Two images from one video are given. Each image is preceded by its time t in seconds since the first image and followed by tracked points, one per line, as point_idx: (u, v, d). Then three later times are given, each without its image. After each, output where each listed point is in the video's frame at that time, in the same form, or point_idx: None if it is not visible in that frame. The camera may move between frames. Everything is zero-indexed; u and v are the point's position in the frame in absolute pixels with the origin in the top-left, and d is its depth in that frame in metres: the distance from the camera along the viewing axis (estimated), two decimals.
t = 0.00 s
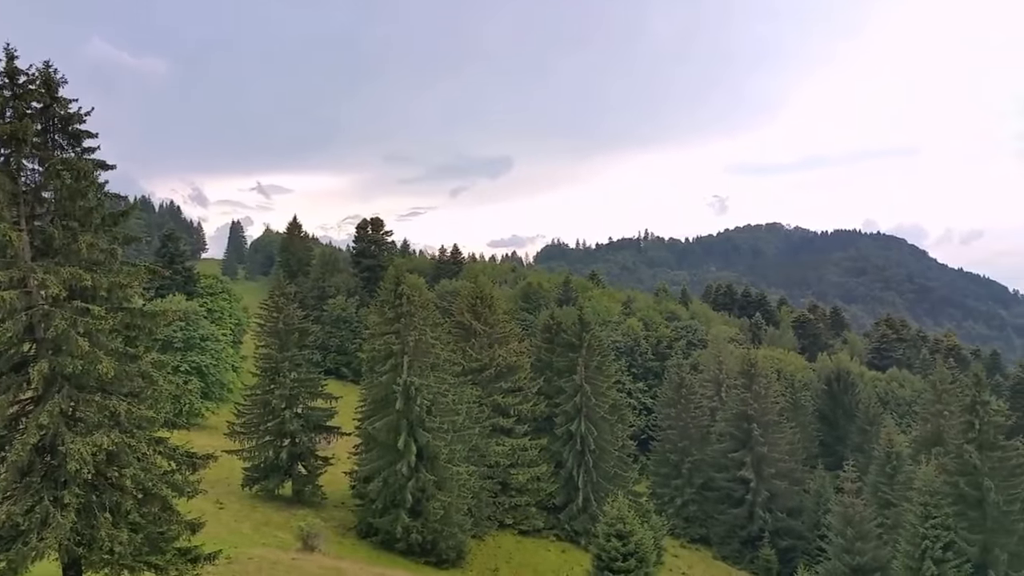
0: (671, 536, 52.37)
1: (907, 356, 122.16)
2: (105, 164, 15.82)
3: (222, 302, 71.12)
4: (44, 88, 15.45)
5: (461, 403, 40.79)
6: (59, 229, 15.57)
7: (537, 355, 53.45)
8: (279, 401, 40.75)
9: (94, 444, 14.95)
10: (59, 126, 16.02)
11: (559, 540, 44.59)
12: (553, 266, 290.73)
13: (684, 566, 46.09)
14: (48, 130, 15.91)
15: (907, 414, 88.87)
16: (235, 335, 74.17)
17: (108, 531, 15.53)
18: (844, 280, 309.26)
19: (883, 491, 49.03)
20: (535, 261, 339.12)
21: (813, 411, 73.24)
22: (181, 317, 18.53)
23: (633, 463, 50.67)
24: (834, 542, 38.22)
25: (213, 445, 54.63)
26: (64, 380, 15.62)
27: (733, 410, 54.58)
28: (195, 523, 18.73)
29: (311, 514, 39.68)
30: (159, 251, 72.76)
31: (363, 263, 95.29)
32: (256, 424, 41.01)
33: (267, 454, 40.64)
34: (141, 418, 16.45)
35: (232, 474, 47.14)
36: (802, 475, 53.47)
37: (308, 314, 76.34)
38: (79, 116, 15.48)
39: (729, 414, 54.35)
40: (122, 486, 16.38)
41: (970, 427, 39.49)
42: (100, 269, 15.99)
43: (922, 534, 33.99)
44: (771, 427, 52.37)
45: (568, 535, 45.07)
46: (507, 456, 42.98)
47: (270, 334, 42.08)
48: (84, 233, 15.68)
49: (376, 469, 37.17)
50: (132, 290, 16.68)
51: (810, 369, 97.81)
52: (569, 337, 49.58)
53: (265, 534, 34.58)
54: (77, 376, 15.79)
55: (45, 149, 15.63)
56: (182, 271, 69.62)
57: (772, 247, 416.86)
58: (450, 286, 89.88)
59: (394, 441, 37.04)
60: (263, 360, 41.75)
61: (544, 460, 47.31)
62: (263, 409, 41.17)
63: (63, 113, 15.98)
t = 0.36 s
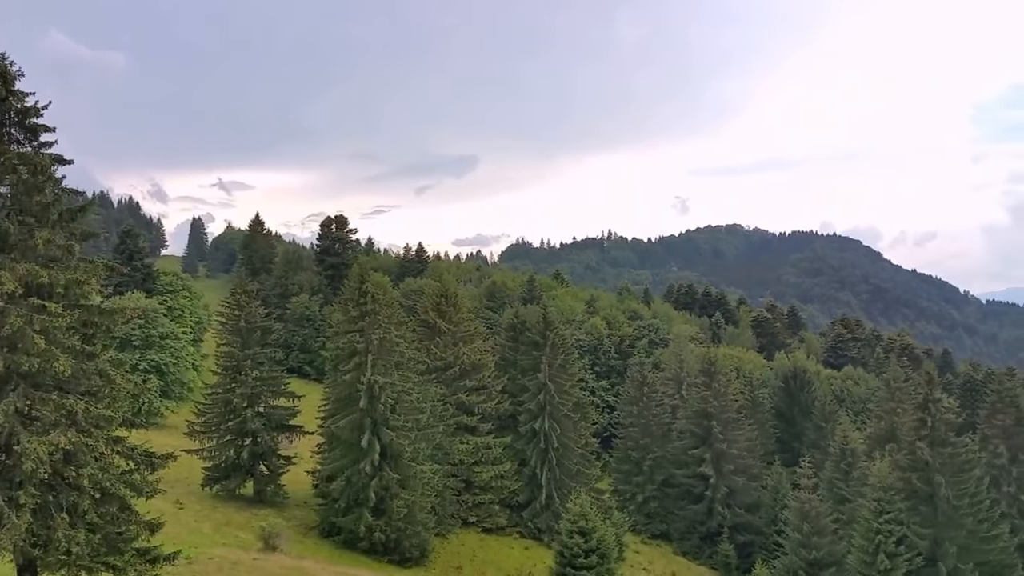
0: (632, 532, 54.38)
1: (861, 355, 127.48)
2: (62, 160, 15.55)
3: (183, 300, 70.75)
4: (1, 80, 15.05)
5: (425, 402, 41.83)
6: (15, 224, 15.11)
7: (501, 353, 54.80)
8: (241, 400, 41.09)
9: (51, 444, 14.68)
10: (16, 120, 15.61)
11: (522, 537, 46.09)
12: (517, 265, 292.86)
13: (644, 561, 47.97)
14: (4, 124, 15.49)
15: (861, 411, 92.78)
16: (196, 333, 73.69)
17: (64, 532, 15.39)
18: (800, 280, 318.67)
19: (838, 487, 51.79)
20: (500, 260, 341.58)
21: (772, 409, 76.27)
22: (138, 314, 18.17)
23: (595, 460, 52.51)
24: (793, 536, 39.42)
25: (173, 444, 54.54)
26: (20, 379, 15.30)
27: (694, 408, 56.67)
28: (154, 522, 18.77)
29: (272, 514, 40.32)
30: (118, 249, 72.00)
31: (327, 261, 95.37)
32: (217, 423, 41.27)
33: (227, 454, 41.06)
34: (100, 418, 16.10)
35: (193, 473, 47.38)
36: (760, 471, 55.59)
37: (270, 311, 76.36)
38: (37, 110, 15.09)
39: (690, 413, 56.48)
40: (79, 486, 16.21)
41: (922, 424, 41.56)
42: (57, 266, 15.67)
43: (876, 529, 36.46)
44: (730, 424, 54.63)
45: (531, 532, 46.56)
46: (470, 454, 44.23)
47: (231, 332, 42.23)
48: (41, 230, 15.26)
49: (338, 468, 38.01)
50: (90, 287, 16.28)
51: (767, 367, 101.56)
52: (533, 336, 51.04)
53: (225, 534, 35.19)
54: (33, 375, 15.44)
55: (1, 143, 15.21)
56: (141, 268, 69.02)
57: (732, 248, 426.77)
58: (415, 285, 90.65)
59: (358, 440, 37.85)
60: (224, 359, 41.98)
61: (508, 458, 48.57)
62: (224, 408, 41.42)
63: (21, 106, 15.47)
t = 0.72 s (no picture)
0: (594, 528, 56.32)
1: (819, 354, 132.35)
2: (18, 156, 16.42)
3: (142, 297, 70.32)
4: None
5: (389, 400, 43.08)
6: None
7: (466, 351, 56.28)
8: (201, 399, 41.55)
9: (8, 443, 14.42)
10: None
11: (485, 535, 47.82)
12: (483, 264, 294.37)
13: (606, 557, 50.01)
14: None
15: (818, 409, 96.78)
16: (156, 331, 73.23)
17: (21, 533, 14.99)
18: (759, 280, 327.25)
19: (796, 483, 54.79)
20: (464, 259, 342.93)
21: (732, 406, 79.32)
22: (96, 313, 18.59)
23: (558, 458, 54.36)
24: (751, 532, 41.54)
25: (131, 443, 54.49)
26: None
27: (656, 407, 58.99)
28: (113, 524, 18.70)
29: (233, 513, 41.10)
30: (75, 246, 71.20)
31: (290, 259, 95.44)
32: (177, 422, 41.63)
33: (188, 453, 41.59)
34: (57, 418, 15.96)
35: (152, 473, 47.71)
36: (720, 468, 58.79)
37: (232, 309, 76.31)
38: None
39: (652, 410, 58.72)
40: (36, 486, 15.92)
41: (878, 422, 41.68)
42: (14, 263, 16.48)
43: (833, 524, 38.43)
44: (691, 422, 57.12)
45: (494, 530, 48.35)
46: (434, 453, 45.71)
47: (192, 331, 42.50)
48: None
49: (301, 467, 38.99)
50: (45, 283, 16.69)
51: (727, 365, 105.13)
52: (498, 335, 52.46)
53: (185, 534, 35.95)
54: None
55: None
56: (99, 264, 68.38)
57: (692, 248, 435.68)
58: (380, 284, 91.37)
59: (320, 438, 38.82)
60: (185, 357, 42.28)
61: (472, 456, 50.10)
62: (184, 407, 41.77)
63: None
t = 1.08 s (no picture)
0: (564, 527, 58.10)
1: (785, 352, 136.21)
2: None
3: (107, 295, 69.99)
4: None
5: (358, 398, 44.21)
6: None
7: (436, 349, 57.61)
8: (167, 398, 42.01)
9: None
10: None
11: (455, 533, 49.42)
12: (453, 262, 295.18)
13: (575, 555, 51.91)
14: None
15: (784, 407, 100.13)
16: (121, 329, 72.90)
17: None
18: (726, 280, 334.01)
19: (762, 480, 57.50)
20: (434, 257, 343.09)
21: (700, 405, 81.92)
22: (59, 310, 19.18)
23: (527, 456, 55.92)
24: (718, 529, 40.77)
25: (97, 442, 54.57)
26: None
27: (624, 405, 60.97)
28: (78, 522, 19.52)
29: (200, 513, 41.74)
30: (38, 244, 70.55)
31: (258, 256, 95.42)
32: (143, 421, 42.05)
33: (154, 452, 42.00)
34: (20, 417, 16.98)
35: (118, 472, 48.09)
36: (687, 466, 60.95)
37: (198, 307, 76.28)
38: None
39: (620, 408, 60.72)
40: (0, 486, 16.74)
41: (842, 420, 42.63)
42: None
43: (798, 521, 37.74)
44: (658, 420, 59.37)
45: (464, 528, 49.96)
46: (403, 451, 47.04)
47: (158, 329, 42.73)
48: None
49: (268, 467, 39.83)
50: (12, 282, 17.65)
51: (695, 364, 108.06)
52: (467, 333, 53.70)
53: (151, 533, 36.67)
54: None
55: None
56: (62, 261, 67.83)
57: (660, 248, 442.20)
58: (349, 283, 91.87)
59: (288, 436, 39.77)
60: (150, 356, 42.54)
61: (442, 455, 51.59)
62: (150, 405, 42.21)
63: None
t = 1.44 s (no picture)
0: (541, 525, 59.60)
1: (759, 351, 139.30)
2: None
3: (80, 293, 69.94)
4: None
5: (334, 397, 45.28)
6: None
7: (413, 347, 58.82)
8: (141, 398, 42.58)
9: None
10: None
11: (431, 531, 50.85)
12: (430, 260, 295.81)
13: (551, 552, 53.60)
14: None
15: (758, 404, 102.92)
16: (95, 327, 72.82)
17: None
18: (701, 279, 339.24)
19: (737, 477, 59.76)
20: (411, 255, 343.47)
21: (675, 402, 84.08)
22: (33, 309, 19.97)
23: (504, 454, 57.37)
24: (693, 526, 42.43)
25: (70, 441, 54.82)
26: None
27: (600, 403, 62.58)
28: (52, 522, 20.19)
29: (174, 512, 42.44)
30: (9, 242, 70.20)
31: (234, 254, 95.51)
32: (117, 420, 42.57)
33: (128, 451, 42.59)
34: None
35: (91, 471, 48.55)
36: (663, 464, 62.76)
37: (173, 305, 76.40)
38: None
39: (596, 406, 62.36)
40: None
41: (817, 418, 44.71)
42: None
43: (772, 519, 39.68)
44: (634, 418, 61.12)
45: (440, 526, 51.41)
46: (380, 450, 48.24)
47: (132, 328, 43.20)
48: None
49: (243, 465, 40.69)
50: None
51: (670, 362, 110.42)
52: (444, 332, 54.89)
53: (125, 533, 37.45)
54: None
55: None
56: (35, 259, 67.59)
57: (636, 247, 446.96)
58: (325, 282, 92.31)
59: (264, 435, 40.68)
60: (124, 355, 43.02)
61: (418, 454, 52.95)
62: (124, 404, 42.75)
63: None
